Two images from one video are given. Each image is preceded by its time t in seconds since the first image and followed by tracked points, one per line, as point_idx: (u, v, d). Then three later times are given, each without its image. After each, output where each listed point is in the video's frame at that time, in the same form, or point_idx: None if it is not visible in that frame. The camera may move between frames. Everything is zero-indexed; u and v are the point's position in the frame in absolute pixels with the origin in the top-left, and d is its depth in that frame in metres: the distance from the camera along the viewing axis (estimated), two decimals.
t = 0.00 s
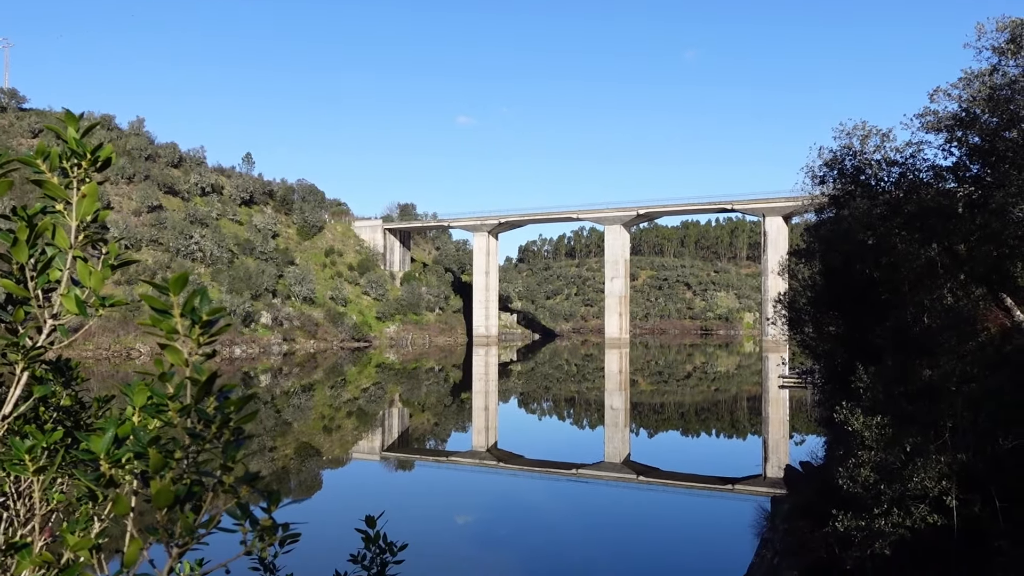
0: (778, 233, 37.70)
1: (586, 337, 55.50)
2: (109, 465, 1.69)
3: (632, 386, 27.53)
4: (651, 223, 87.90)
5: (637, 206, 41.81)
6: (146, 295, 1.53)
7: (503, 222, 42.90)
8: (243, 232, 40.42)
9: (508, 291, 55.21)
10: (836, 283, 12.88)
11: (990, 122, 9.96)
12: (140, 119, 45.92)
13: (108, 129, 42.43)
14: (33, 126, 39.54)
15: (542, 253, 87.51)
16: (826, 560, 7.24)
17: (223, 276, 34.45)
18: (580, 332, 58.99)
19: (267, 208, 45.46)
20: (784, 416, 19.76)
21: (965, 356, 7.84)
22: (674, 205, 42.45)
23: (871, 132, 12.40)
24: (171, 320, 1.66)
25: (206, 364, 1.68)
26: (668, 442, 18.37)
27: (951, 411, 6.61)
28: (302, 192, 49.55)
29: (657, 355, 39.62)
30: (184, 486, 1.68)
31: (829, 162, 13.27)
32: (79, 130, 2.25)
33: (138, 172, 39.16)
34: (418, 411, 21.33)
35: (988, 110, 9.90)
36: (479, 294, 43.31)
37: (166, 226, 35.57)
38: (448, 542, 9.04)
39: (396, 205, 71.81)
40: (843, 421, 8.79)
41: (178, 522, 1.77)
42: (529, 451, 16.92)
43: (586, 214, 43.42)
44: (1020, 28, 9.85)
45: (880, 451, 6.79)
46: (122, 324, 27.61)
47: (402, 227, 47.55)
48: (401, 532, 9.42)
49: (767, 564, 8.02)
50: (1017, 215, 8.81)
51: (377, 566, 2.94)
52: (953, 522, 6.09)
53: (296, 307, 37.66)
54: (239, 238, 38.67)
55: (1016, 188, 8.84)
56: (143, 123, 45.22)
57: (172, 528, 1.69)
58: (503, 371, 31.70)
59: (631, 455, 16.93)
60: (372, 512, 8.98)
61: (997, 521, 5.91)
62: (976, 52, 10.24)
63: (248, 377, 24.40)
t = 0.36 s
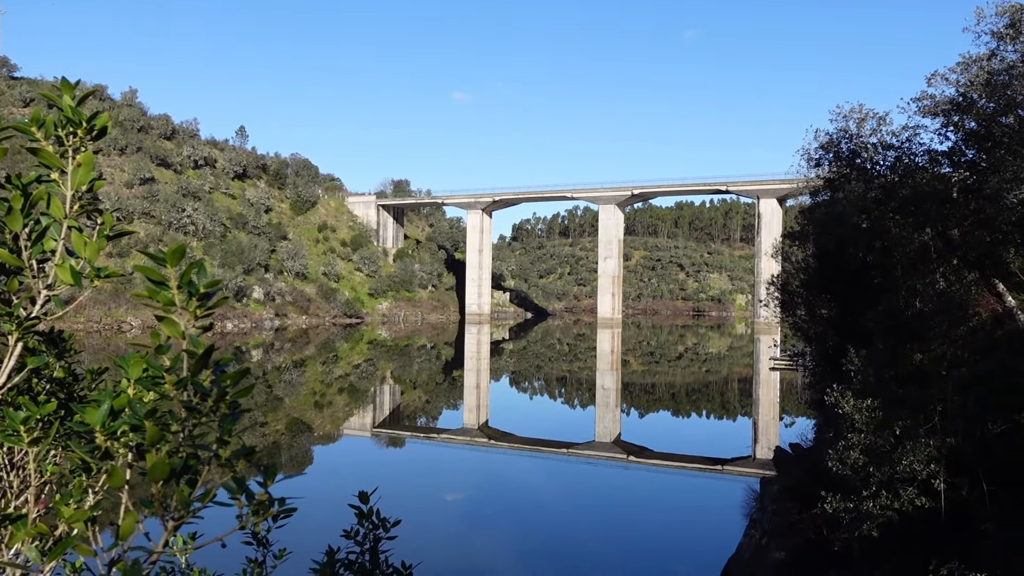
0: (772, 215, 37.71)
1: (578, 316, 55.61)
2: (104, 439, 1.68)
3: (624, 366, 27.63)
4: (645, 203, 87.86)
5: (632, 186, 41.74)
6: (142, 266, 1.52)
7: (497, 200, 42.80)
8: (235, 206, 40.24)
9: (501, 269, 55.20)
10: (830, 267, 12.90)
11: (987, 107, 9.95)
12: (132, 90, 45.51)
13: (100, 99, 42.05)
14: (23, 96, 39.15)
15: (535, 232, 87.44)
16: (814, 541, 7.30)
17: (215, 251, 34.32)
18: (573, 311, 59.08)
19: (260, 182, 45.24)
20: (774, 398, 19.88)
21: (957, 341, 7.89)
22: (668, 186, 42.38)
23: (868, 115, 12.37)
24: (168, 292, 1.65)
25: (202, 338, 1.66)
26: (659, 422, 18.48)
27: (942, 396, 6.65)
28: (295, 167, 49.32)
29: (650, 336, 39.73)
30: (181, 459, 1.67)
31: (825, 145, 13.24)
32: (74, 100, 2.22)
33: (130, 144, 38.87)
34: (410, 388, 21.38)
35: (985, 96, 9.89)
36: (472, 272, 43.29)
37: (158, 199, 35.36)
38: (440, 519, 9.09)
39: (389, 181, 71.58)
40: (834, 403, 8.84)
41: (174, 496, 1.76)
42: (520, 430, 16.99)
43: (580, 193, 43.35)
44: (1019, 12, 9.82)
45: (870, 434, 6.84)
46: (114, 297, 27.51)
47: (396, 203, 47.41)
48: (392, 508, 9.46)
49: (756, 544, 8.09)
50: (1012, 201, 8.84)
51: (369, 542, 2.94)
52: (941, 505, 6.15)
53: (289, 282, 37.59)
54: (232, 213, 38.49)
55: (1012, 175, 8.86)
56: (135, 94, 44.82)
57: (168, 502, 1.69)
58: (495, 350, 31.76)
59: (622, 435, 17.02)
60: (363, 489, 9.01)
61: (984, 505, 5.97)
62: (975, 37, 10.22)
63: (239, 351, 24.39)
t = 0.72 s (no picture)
0: (762, 200, 37.74)
1: (568, 302, 55.66)
2: (84, 426, 1.68)
3: (613, 351, 27.67)
4: (635, 189, 87.79)
5: (621, 171, 41.67)
6: (122, 251, 1.51)
7: (487, 186, 42.70)
8: (223, 192, 40.03)
9: (491, 255, 55.16)
10: (817, 252, 12.92)
11: (975, 92, 9.97)
12: (118, 74, 45.13)
13: (86, 84, 41.68)
14: (7, 81, 38.77)
15: (524, 217, 87.35)
16: (801, 525, 7.37)
17: (203, 236, 34.14)
18: (562, 296, 59.13)
19: (249, 167, 44.99)
20: (763, 382, 19.97)
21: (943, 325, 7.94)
22: (658, 171, 42.34)
23: (856, 100, 12.35)
24: (148, 278, 1.64)
25: (185, 325, 1.66)
26: (648, 407, 18.55)
27: (928, 380, 6.70)
28: (284, 152, 49.06)
29: (639, 321, 39.79)
30: (161, 447, 1.67)
31: (813, 130, 13.21)
32: (54, 83, 2.21)
33: (116, 129, 38.57)
34: (399, 374, 21.39)
35: (973, 81, 9.90)
36: (462, 257, 43.24)
37: (145, 184, 35.12)
38: (429, 505, 9.13)
39: (379, 167, 71.31)
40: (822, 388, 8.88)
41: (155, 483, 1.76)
42: (510, 415, 17.03)
43: (570, 178, 43.28)
44: None
45: (857, 418, 6.90)
46: (101, 283, 27.36)
47: (385, 189, 47.25)
48: (381, 494, 9.50)
49: (743, 528, 8.16)
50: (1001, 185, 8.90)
51: (356, 527, 2.93)
52: (927, 488, 6.20)
53: (277, 268, 37.47)
54: (219, 198, 38.30)
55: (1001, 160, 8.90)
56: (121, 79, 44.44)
57: (149, 489, 1.68)
58: (485, 335, 31.77)
59: (612, 420, 17.08)
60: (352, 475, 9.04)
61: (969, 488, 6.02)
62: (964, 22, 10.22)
63: (228, 337, 24.33)
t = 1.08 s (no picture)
0: (751, 191, 37.82)
1: (559, 294, 55.73)
2: (65, 419, 1.66)
3: (604, 343, 27.73)
4: (625, 180, 88.03)
5: (612, 163, 41.65)
6: (101, 242, 1.49)
7: (477, 177, 42.63)
8: (212, 183, 39.85)
9: (482, 247, 55.11)
10: (807, 244, 12.93)
11: (964, 84, 9.99)
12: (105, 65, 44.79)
13: (73, 74, 41.36)
14: None
15: (515, 209, 87.24)
16: (791, 515, 7.39)
17: (192, 228, 33.98)
18: (553, 288, 59.21)
19: (238, 159, 44.78)
20: (753, 374, 20.05)
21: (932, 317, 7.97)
22: (648, 162, 42.33)
23: (846, 92, 12.35)
24: (129, 270, 1.63)
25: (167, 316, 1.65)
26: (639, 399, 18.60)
27: (917, 370, 6.70)
28: (273, 144, 48.88)
29: (629, 313, 39.86)
30: (143, 441, 1.65)
31: (803, 122, 13.19)
32: (33, 71, 2.19)
33: (104, 121, 38.31)
34: (390, 366, 21.39)
35: (962, 72, 9.92)
36: (452, 249, 43.21)
37: (133, 176, 34.91)
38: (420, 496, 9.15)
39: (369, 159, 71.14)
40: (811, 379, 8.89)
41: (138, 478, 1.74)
42: (500, 407, 17.03)
43: (560, 169, 43.26)
44: None
45: (846, 409, 6.91)
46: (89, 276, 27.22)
47: (375, 180, 47.13)
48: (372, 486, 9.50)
49: (733, 519, 8.20)
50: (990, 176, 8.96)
51: (344, 520, 2.91)
52: (915, 479, 6.23)
53: (267, 260, 37.33)
54: (208, 190, 38.12)
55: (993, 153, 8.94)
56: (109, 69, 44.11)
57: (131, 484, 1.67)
58: (475, 327, 31.78)
59: (602, 411, 17.15)
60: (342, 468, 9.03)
61: (958, 478, 6.04)
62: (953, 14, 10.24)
63: (218, 330, 24.24)
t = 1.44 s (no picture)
0: (740, 187, 37.89)
1: (548, 290, 55.76)
2: (41, 422, 1.65)
3: (594, 339, 27.75)
4: (615, 176, 88.13)
5: (601, 159, 41.65)
6: (78, 243, 1.48)
7: (467, 173, 42.55)
8: (200, 180, 39.66)
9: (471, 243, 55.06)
10: (795, 239, 12.96)
11: (950, 80, 10.02)
12: (92, 61, 44.48)
13: (59, 70, 41.06)
14: None
15: (504, 206, 87.18)
16: (779, 510, 7.42)
17: (180, 225, 33.82)
18: (543, 284, 59.24)
19: (226, 155, 44.59)
20: (742, 369, 20.12)
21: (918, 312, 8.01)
22: (638, 158, 42.36)
23: (834, 88, 12.36)
24: (106, 270, 1.61)
25: (143, 318, 1.64)
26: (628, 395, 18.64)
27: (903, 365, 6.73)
28: (262, 140, 48.69)
29: (619, 309, 39.94)
30: (121, 443, 1.65)
31: (791, 118, 13.18)
32: (8, 70, 2.17)
33: (90, 117, 38.05)
34: (379, 362, 21.36)
35: (948, 69, 9.96)
36: (442, 246, 43.16)
37: (121, 172, 34.70)
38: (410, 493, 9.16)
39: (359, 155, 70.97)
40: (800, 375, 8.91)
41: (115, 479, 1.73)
42: (490, 403, 17.03)
43: (550, 166, 43.26)
44: None
45: (834, 404, 6.94)
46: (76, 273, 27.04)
47: (364, 177, 47.02)
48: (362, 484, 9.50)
49: (723, 514, 8.23)
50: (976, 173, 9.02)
51: (330, 520, 2.91)
52: (902, 473, 6.27)
53: (256, 257, 37.20)
54: (196, 187, 37.95)
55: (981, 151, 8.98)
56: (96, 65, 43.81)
57: (111, 484, 1.65)
58: (465, 324, 31.75)
59: (592, 407, 17.18)
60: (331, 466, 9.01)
61: (945, 472, 6.09)
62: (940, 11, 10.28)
63: (206, 327, 24.14)
